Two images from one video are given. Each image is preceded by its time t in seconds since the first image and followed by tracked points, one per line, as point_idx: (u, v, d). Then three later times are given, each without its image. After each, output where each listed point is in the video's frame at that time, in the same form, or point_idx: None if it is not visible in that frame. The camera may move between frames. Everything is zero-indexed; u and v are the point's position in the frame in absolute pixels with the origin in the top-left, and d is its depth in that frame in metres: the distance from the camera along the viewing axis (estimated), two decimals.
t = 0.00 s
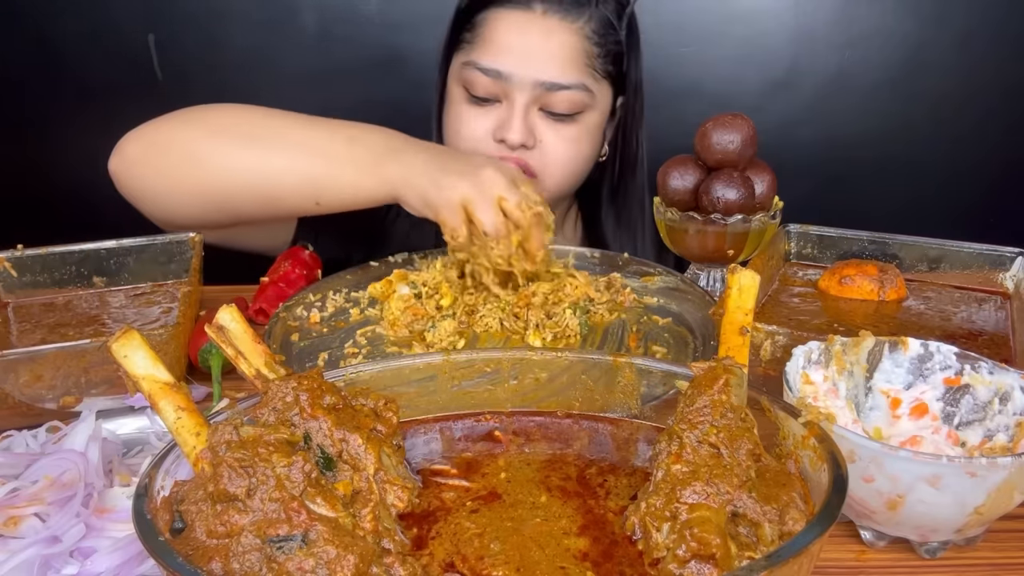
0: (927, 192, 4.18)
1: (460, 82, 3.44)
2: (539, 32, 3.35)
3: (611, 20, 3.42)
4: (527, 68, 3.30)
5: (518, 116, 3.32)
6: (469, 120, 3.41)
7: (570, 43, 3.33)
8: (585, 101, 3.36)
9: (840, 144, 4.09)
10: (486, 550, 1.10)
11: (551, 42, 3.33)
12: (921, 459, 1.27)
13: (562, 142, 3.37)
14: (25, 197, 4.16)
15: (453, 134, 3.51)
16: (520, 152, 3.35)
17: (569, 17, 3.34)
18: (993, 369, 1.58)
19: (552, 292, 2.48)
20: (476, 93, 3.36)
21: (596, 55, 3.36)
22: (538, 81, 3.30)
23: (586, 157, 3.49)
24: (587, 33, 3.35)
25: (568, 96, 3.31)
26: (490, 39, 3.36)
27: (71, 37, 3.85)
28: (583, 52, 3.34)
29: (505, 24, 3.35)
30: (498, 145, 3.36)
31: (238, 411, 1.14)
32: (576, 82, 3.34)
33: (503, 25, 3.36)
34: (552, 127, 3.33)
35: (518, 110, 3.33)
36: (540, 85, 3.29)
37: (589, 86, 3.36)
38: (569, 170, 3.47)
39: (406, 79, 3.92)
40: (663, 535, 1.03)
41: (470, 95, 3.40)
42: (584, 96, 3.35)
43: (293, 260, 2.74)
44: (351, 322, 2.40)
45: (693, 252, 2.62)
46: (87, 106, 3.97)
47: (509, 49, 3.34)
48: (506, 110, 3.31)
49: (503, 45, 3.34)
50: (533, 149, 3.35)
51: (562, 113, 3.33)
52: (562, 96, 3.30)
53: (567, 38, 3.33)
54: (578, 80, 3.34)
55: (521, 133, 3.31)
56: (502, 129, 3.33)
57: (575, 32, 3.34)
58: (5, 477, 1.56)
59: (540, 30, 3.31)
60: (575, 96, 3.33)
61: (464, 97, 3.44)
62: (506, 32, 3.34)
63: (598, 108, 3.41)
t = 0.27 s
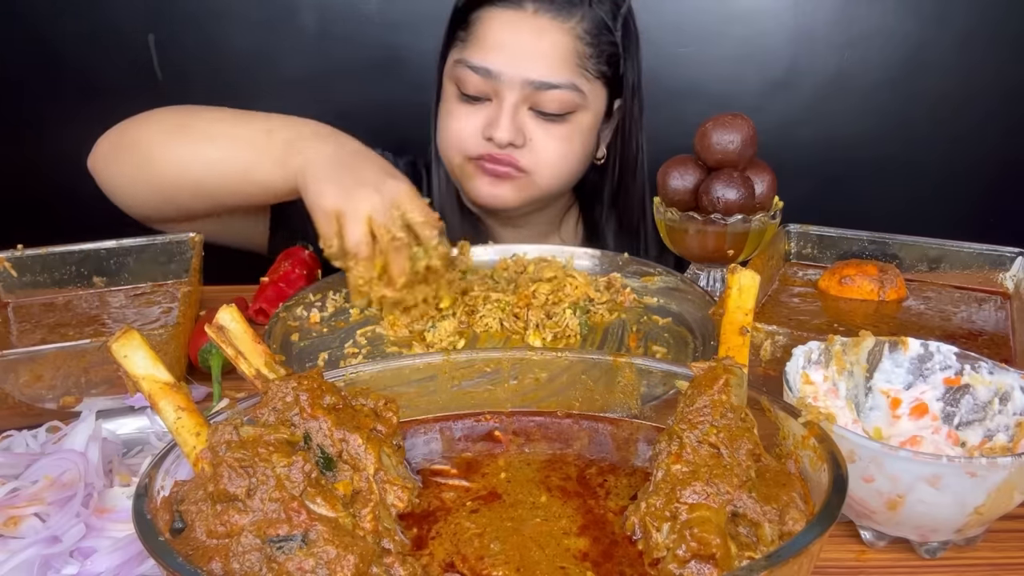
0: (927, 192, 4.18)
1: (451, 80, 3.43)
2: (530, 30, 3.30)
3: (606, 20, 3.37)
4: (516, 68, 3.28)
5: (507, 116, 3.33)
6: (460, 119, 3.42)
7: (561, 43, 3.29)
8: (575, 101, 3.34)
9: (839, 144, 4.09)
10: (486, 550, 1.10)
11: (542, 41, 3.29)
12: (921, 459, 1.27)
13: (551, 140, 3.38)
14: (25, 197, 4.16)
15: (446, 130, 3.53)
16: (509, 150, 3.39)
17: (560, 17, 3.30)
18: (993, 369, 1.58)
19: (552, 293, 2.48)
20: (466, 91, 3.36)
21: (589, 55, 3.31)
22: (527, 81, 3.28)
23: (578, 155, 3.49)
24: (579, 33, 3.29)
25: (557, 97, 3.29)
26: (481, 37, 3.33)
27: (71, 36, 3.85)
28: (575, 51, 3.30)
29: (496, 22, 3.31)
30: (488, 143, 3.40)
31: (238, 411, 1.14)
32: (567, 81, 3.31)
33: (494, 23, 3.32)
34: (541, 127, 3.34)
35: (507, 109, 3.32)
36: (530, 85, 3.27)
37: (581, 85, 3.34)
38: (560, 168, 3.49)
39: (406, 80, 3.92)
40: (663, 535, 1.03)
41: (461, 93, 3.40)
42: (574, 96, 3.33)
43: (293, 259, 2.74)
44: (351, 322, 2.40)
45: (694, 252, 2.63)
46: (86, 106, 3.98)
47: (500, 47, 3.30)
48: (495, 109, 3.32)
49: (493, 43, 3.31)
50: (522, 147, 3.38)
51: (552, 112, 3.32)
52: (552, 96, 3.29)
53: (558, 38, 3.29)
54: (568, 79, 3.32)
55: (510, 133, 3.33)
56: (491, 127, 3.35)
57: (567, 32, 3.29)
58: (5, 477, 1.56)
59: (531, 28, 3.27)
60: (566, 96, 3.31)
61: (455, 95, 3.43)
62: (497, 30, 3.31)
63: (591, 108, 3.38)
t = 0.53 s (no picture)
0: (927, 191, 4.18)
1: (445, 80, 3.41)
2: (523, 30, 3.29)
3: (597, 19, 3.34)
4: (509, 67, 3.26)
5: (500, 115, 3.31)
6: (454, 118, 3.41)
7: (554, 42, 3.28)
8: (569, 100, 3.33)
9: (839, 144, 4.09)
10: (486, 550, 1.10)
11: (534, 40, 3.27)
12: (921, 459, 1.27)
13: (545, 138, 3.37)
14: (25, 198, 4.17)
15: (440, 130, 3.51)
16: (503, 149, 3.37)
17: (552, 16, 3.29)
18: (993, 369, 1.58)
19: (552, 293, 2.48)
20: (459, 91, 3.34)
21: (580, 53, 3.29)
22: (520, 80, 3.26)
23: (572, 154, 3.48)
24: (570, 32, 3.28)
25: (550, 96, 3.27)
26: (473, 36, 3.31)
27: (71, 36, 3.86)
28: (567, 50, 3.28)
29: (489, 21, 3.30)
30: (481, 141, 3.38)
31: (238, 411, 1.14)
32: (559, 79, 3.30)
33: (487, 22, 3.31)
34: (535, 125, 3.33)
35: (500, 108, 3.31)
36: (522, 84, 3.26)
37: (573, 84, 3.31)
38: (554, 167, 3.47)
39: (406, 80, 3.93)
40: (663, 535, 1.03)
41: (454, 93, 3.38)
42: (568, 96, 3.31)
43: (293, 259, 2.74)
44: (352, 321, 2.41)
45: (693, 252, 2.63)
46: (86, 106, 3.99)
47: (492, 46, 3.29)
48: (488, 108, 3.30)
49: (486, 43, 3.30)
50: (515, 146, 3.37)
51: (545, 111, 3.30)
52: (545, 95, 3.27)
53: (551, 37, 3.28)
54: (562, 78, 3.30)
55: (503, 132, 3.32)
56: (484, 127, 3.35)
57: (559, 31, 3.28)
58: (5, 477, 1.56)
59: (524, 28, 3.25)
60: (559, 95, 3.30)
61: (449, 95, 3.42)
62: (490, 29, 3.30)
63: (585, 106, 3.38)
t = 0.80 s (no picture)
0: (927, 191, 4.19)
1: (450, 76, 3.33)
2: (529, 27, 3.24)
3: (604, 17, 3.32)
4: (516, 62, 3.19)
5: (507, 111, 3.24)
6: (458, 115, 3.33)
7: (561, 38, 3.23)
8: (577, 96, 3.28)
9: (839, 144, 4.10)
10: (486, 550, 1.10)
11: (542, 36, 3.23)
12: (921, 459, 1.27)
13: (551, 135, 3.30)
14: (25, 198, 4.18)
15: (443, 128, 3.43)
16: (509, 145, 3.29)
17: (560, 13, 3.26)
18: (993, 369, 1.58)
19: (552, 293, 2.48)
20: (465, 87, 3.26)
21: (587, 51, 3.26)
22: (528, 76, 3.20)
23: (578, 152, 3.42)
24: (578, 29, 3.26)
25: (559, 91, 3.22)
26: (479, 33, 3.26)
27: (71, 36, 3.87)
28: (574, 47, 3.25)
29: (495, 19, 3.26)
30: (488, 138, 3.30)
31: (238, 411, 1.14)
32: (566, 76, 3.25)
33: (493, 20, 3.26)
34: (543, 121, 3.27)
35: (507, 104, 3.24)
36: (530, 79, 3.19)
37: (580, 81, 3.27)
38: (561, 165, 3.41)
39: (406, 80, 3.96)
40: (663, 535, 1.03)
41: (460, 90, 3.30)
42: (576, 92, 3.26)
43: (293, 260, 2.74)
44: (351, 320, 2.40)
45: (694, 252, 2.63)
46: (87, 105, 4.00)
47: (499, 42, 3.23)
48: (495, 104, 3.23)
49: (493, 39, 3.24)
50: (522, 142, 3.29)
51: (552, 107, 3.24)
52: (553, 91, 3.21)
53: (559, 33, 3.24)
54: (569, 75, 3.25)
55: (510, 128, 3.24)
56: (491, 122, 3.26)
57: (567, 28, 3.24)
58: (5, 477, 1.56)
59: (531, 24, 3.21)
60: (566, 91, 3.24)
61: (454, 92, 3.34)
62: (496, 26, 3.25)
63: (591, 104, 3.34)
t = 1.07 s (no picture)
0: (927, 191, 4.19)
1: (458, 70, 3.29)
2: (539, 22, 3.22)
3: (615, 21, 3.33)
4: (525, 55, 3.16)
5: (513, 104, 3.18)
6: (463, 109, 3.27)
7: (570, 35, 3.21)
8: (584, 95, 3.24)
9: (839, 144, 4.11)
10: (486, 550, 1.11)
11: (552, 31, 3.20)
12: (921, 459, 1.27)
13: (558, 132, 3.25)
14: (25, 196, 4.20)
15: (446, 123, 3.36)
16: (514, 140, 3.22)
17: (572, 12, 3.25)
18: (993, 369, 1.58)
19: (552, 293, 2.48)
20: (473, 79, 3.22)
21: (597, 50, 3.26)
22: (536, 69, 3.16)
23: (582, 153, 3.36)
24: (590, 27, 3.25)
25: (566, 87, 3.18)
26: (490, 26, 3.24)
27: (74, 35, 3.93)
28: (583, 45, 3.23)
29: (506, 14, 3.25)
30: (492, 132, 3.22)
31: (238, 411, 1.14)
32: (576, 72, 3.22)
33: (504, 15, 3.25)
34: (549, 117, 3.21)
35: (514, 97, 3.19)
36: (539, 73, 3.16)
37: (589, 79, 3.25)
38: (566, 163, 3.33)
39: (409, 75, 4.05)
40: (663, 535, 1.03)
41: (467, 83, 3.26)
42: (583, 90, 3.23)
43: (293, 260, 2.74)
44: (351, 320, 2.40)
45: (693, 252, 2.63)
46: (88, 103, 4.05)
47: (509, 36, 3.20)
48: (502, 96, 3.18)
49: (503, 33, 3.22)
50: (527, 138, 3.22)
51: (560, 103, 3.20)
52: (561, 86, 3.17)
53: (569, 30, 3.21)
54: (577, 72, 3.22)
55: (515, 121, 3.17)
56: (496, 115, 3.20)
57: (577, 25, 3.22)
58: (5, 477, 1.56)
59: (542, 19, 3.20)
60: (574, 88, 3.20)
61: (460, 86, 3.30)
62: (507, 20, 3.23)
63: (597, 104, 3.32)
